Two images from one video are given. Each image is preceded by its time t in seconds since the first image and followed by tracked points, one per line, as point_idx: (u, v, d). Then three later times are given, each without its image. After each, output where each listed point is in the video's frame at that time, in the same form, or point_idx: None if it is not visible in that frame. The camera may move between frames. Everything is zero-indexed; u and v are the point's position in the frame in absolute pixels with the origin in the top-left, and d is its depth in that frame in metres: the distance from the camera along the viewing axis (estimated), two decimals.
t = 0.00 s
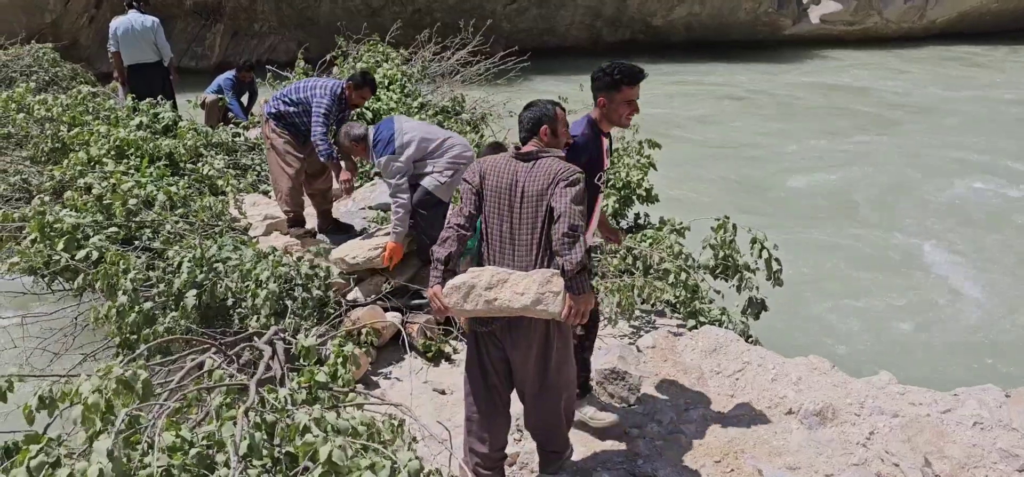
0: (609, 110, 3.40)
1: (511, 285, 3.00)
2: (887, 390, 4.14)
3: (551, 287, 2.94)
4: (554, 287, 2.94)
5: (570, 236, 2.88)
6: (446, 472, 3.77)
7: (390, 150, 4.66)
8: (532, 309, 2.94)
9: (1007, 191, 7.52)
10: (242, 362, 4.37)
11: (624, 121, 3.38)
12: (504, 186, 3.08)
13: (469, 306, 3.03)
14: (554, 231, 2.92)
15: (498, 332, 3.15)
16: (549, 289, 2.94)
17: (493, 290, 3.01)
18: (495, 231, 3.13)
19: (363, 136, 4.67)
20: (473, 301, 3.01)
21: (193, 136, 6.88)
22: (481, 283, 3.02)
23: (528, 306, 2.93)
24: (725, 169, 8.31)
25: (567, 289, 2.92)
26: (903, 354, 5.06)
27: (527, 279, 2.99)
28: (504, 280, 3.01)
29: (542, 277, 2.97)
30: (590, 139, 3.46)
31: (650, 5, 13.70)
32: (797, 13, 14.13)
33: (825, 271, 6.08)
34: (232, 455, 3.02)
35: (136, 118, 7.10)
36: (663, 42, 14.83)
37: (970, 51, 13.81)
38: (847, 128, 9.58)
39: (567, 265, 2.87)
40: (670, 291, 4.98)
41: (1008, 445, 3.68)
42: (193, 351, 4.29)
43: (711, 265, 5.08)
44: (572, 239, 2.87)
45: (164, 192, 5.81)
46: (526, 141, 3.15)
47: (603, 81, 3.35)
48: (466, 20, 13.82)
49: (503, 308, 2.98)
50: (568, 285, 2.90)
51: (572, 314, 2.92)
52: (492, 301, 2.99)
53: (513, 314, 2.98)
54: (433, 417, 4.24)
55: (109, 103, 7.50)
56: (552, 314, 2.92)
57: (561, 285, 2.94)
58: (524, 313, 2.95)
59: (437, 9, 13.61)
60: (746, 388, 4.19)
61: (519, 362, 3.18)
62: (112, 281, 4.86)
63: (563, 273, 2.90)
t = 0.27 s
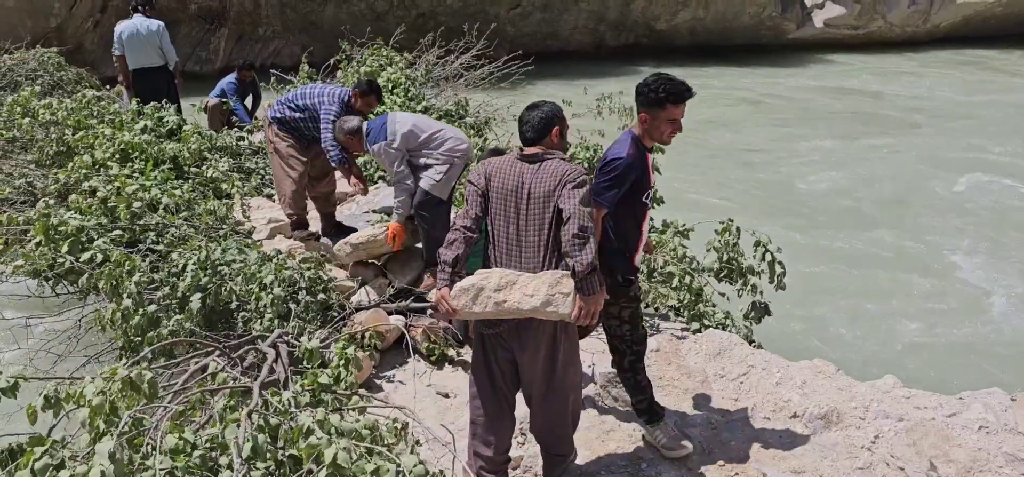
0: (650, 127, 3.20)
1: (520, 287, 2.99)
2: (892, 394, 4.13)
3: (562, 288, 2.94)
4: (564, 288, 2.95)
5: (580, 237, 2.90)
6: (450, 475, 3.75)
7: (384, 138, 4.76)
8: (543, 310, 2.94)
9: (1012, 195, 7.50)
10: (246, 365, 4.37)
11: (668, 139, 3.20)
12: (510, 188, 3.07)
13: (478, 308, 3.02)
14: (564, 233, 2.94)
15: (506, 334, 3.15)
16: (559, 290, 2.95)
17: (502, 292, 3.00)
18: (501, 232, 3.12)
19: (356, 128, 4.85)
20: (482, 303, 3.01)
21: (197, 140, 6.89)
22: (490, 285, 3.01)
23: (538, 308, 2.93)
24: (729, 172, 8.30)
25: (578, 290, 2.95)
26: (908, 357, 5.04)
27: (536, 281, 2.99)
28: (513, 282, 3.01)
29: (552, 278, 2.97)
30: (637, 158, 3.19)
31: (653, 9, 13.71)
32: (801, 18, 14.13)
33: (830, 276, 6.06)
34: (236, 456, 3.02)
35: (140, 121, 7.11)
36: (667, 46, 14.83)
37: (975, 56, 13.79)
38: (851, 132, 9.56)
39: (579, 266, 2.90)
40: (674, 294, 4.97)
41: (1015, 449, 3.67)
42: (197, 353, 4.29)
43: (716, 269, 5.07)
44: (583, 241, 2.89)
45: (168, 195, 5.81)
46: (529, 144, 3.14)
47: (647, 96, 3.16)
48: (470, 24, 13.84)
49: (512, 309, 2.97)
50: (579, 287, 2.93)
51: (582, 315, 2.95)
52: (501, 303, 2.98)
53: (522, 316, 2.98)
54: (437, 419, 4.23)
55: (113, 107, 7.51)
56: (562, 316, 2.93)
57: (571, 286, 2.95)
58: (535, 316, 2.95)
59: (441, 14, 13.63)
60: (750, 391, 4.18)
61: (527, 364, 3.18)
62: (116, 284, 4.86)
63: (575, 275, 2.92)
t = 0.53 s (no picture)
0: (701, 136, 3.02)
1: (530, 293, 3.00)
2: (897, 400, 4.12)
3: (572, 291, 2.98)
4: (574, 292, 2.97)
5: (588, 241, 2.93)
6: None
7: (377, 129, 4.80)
8: (555, 315, 2.96)
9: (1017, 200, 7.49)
10: (250, 370, 4.37)
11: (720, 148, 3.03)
12: (510, 194, 3.07)
13: (489, 316, 3.01)
14: (571, 237, 2.96)
15: (511, 341, 3.14)
16: (570, 294, 2.97)
17: (512, 298, 3.00)
18: (503, 239, 3.12)
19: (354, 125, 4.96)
20: (492, 312, 3.00)
21: (201, 146, 6.90)
22: (500, 293, 3.01)
23: (549, 312, 2.95)
24: (732, 178, 8.30)
25: (590, 293, 3.00)
26: (912, 363, 5.03)
27: (545, 285, 3.00)
28: (522, 288, 3.02)
29: (562, 283, 2.99)
30: (683, 170, 3.01)
31: (657, 15, 13.74)
32: (804, 23, 14.15)
33: (835, 282, 6.05)
34: (241, 462, 3.02)
35: (145, 127, 7.13)
36: (671, 52, 14.85)
37: (979, 61, 13.79)
38: (855, 137, 9.56)
39: (589, 269, 2.94)
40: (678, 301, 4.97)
41: (1020, 456, 3.66)
42: (201, 358, 4.29)
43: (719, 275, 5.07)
44: (592, 244, 2.93)
45: (172, 201, 5.83)
46: (522, 150, 3.13)
47: (697, 104, 2.98)
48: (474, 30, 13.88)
49: (523, 316, 2.98)
50: (590, 289, 2.98)
51: (593, 317, 3.01)
52: (512, 310, 2.98)
53: (532, 321, 2.99)
54: (441, 425, 4.24)
55: (119, 113, 7.54)
56: (574, 319, 2.96)
57: (581, 290, 2.99)
58: (546, 320, 2.97)
59: (445, 20, 13.67)
60: (755, 397, 4.18)
61: (533, 370, 3.18)
62: (121, 289, 4.87)
63: (586, 277, 2.97)
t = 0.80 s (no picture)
0: (751, 153, 2.88)
1: (534, 300, 3.00)
2: (902, 406, 4.11)
3: (576, 294, 3.03)
4: (578, 295, 3.03)
5: (590, 244, 3.01)
6: None
7: (379, 128, 4.84)
8: (562, 320, 3.00)
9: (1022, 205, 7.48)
10: (254, 376, 4.38)
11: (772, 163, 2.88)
12: (501, 202, 3.05)
13: (495, 327, 2.98)
14: (571, 243, 3.02)
15: (512, 349, 3.13)
16: (574, 298, 3.02)
17: (517, 306, 2.99)
18: (498, 248, 3.09)
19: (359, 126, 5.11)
20: (499, 322, 2.98)
21: (206, 152, 6.92)
22: (505, 302, 2.98)
23: (556, 318, 2.98)
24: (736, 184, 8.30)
25: (592, 295, 3.08)
26: (917, 369, 5.02)
27: (548, 291, 3.02)
28: (526, 295, 3.01)
29: (565, 287, 3.03)
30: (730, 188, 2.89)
31: (661, 22, 13.76)
32: (808, 30, 14.17)
33: (838, 287, 6.04)
34: (244, 468, 3.01)
35: (150, 133, 7.15)
36: (675, 58, 14.87)
37: (983, 67, 13.79)
38: (859, 143, 9.56)
39: (593, 272, 3.03)
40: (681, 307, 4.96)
41: None
42: (204, 364, 4.29)
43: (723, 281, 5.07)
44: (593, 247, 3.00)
45: (177, 207, 5.84)
46: (503, 157, 3.14)
47: (747, 118, 2.84)
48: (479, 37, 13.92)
49: (529, 323, 2.99)
50: (594, 291, 3.06)
51: (598, 318, 3.09)
52: (519, 318, 2.97)
53: (538, 328, 3.00)
54: (444, 430, 4.23)
55: (124, 118, 7.56)
56: (580, 322, 3.02)
57: (584, 293, 3.05)
58: (553, 326, 3.00)
59: (449, 26, 13.71)
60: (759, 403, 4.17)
61: (534, 376, 3.19)
62: (125, 295, 4.88)
63: (589, 280, 3.05)
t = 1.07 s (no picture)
0: (858, 179, 2.77)
1: (534, 304, 3.01)
2: (906, 411, 4.10)
3: (572, 295, 3.07)
4: (575, 295, 3.07)
5: (583, 245, 3.06)
6: None
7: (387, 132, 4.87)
8: (562, 322, 3.04)
9: None
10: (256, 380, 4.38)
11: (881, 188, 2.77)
12: (488, 208, 3.04)
13: (501, 333, 2.98)
14: (564, 244, 3.06)
15: (510, 355, 3.12)
16: (572, 298, 3.07)
17: (518, 312, 2.99)
18: (489, 254, 3.07)
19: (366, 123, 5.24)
20: (504, 329, 2.97)
21: (209, 156, 6.93)
22: (507, 308, 2.97)
23: (556, 320, 3.02)
24: (739, 189, 8.30)
25: (587, 294, 3.15)
26: (921, 374, 5.00)
27: (546, 293, 3.04)
28: (525, 299, 3.01)
29: (562, 288, 3.07)
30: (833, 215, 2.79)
31: (663, 27, 13.78)
32: (811, 36, 14.18)
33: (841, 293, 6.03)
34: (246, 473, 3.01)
35: (153, 138, 7.17)
36: (678, 64, 14.88)
37: (986, 73, 13.81)
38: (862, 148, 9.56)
39: (589, 271, 3.09)
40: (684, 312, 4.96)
41: None
42: (207, 368, 4.29)
43: (726, 287, 5.07)
44: (586, 246, 3.06)
45: (180, 211, 5.84)
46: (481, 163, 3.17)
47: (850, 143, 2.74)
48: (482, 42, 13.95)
49: (532, 328, 3.00)
50: (589, 290, 3.13)
51: (593, 315, 3.16)
52: (522, 323, 2.98)
53: (538, 331, 3.03)
54: (446, 435, 4.23)
55: (127, 123, 7.58)
56: (578, 322, 3.07)
57: (580, 293, 3.10)
58: (553, 328, 3.03)
59: (452, 31, 13.73)
60: (762, 407, 4.16)
61: (532, 381, 3.19)
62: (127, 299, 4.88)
63: (584, 280, 3.11)
